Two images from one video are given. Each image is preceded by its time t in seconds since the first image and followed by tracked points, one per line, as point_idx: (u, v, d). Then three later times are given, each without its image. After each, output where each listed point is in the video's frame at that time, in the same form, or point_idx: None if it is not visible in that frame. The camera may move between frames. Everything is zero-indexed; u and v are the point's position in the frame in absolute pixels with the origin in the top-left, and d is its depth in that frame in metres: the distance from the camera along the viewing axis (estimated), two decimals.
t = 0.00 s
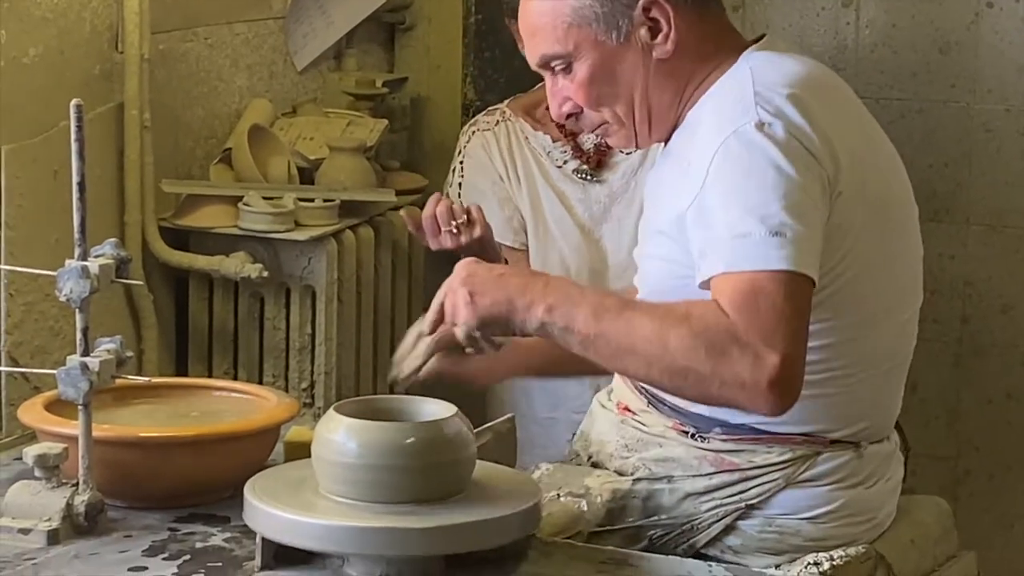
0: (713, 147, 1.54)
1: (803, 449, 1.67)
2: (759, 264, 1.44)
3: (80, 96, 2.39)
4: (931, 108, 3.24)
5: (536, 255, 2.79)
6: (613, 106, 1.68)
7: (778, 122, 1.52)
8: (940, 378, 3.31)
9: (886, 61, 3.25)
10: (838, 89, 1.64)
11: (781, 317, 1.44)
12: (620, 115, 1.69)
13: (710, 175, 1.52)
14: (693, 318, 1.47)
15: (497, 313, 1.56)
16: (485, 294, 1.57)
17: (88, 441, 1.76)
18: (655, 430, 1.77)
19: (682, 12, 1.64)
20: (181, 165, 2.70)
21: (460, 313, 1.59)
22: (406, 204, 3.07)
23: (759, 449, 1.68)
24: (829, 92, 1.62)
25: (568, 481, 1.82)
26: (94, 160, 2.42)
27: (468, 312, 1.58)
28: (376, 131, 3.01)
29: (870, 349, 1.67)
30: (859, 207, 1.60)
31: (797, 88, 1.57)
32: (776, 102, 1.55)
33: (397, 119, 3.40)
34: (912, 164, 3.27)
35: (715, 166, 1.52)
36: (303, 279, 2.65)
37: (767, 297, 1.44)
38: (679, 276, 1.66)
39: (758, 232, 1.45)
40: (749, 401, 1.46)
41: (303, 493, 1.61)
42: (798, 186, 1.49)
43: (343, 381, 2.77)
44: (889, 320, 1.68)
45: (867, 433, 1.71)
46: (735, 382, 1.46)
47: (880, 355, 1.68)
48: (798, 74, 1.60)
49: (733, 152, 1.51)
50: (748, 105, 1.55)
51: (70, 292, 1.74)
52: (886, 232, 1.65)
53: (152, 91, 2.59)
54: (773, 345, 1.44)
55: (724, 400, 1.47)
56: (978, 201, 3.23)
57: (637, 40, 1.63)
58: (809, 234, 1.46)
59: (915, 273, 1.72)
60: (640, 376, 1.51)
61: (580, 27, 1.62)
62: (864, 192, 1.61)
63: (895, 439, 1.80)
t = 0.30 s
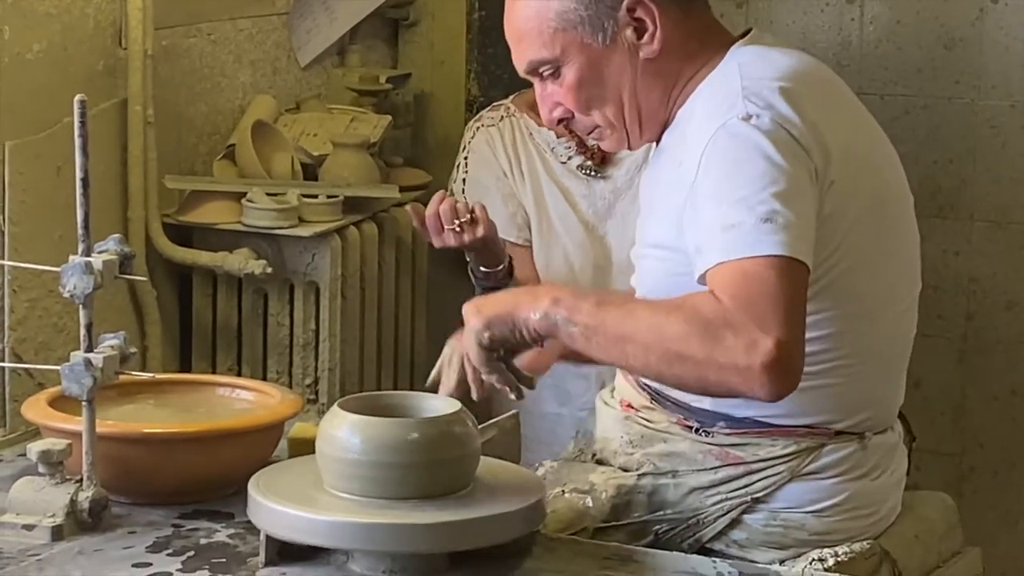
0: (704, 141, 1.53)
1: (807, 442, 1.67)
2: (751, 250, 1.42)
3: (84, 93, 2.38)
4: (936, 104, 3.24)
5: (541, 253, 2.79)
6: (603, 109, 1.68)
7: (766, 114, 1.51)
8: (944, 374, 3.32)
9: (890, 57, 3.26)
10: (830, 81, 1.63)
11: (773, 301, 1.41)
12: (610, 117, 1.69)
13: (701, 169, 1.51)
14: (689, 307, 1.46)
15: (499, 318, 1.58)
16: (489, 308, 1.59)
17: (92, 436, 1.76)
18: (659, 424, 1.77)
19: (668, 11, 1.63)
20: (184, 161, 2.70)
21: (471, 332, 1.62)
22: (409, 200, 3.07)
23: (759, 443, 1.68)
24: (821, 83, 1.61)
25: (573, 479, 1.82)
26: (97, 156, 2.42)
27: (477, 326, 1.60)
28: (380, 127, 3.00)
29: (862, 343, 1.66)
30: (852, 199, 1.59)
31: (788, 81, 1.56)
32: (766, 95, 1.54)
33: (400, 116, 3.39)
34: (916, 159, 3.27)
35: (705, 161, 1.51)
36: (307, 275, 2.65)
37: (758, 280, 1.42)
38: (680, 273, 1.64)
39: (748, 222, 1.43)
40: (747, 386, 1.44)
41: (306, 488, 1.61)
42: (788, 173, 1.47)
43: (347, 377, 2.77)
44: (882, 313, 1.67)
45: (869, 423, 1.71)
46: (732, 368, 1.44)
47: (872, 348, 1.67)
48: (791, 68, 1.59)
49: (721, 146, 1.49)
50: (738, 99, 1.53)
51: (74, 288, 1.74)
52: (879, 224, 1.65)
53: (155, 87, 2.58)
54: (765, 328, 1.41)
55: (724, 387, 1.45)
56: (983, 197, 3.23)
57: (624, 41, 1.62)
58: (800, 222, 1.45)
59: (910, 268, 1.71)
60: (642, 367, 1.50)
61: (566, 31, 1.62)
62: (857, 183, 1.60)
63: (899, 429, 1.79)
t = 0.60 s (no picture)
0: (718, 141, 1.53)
1: (810, 445, 1.67)
2: (756, 255, 1.42)
3: (86, 93, 2.38)
4: (938, 104, 3.24)
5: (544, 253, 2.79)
6: (623, 100, 1.67)
7: (783, 116, 1.51)
8: (947, 374, 3.32)
9: (894, 56, 3.26)
10: (845, 83, 1.62)
11: (774, 307, 1.41)
12: (629, 110, 1.68)
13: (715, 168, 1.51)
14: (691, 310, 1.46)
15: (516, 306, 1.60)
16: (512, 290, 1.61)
17: (94, 437, 1.75)
18: (660, 427, 1.76)
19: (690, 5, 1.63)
20: (187, 161, 2.70)
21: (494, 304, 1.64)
22: (412, 200, 3.06)
23: (760, 446, 1.68)
24: (839, 87, 1.60)
25: (572, 481, 1.80)
26: (100, 156, 2.42)
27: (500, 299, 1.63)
28: (382, 127, 3.00)
29: (869, 346, 1.66)
30: (863, 201, 1.59)
31: (803, 83, 1.56)
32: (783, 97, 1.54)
33: (403, 116, 3.39)
34: (918, 159, 3.27)
35: (719, 160, 1.51)
36: (310, 275, 2.65)
37: (759, 286, 1.42)
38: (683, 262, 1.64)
39: (756, 225, 1.43)
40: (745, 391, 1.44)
41: (308, 489, 1.60)
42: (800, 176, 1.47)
43: (350, 377, 2.77)
44: (891, 316, 1.67)
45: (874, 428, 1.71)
46: (729, 372, 1.44)
47: (879, 351, 1.67)
48: (805, 69, 1.59)
49: (737, 145, 1.49)
50: (755, 100, 1.54)
51: (76, 288, 1.74)
52: (890, 226, 1.65)
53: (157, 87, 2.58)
54: (763, 335, 1.41)
55: (722, 389, 1.46)
56: (986, 196, 3.23)
57: (646, 33, 1.62)
58: (808, 228, 1.45)
59: (922, 271, 1.71)
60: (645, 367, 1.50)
61: (589, 21, 1.61)
62: (869, 186, 1.60)
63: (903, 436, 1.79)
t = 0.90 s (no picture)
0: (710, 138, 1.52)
1: (813, 447, 1.67)
2: (751, 247, 1.42)
3: (86, 94, 2.38)
4: (939, 106, 3.24)
5: (546, 253, 2.78)
6: (610, 116, 1.65)
7: (773, 114, 1.51)
8: (948, 376, 3.31)
9: (895, 58, 3.26)
10: (837, 85, 1.62)
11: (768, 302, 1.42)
12: (618, 124, 1.67)
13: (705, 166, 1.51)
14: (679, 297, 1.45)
15: (481, 294, 1.54)
16: (471, 278, 1.55)
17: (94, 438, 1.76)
18: (661, 432, 1.75)
19: (676, 14, 1.62)
20: (188, 163, 2.70)
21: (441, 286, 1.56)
22: (412, 202, 3.06)
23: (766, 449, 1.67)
24: (831, 87, 1.61)
25: (577, 484, 1.80)
26: (100, 158, 2.42)
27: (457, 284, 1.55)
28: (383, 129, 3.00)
29: (865, 345, 1.66)
30: (853, 200, 1.60)
31: (795, 84, 1.56)
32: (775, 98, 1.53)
33: (404, 117, 3.37)
34: (919, 161, 3.27)
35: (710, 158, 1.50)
36: (311, 276, 2.64)
37: (754, 276, 1.42)
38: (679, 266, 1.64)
39: (750, 219, 1.43)
40: (736, 383, 1.43)
41: (308, 492, 1.60)
42: (790, 171, 1.47)
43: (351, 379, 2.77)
44: (884, 316, 1.66)
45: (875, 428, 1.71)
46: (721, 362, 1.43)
47: (876, 350, 1.67)
48: (797, 70, 1.59)
49: (727, 143, 1.49)
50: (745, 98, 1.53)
51: (76, 290, 1.74)
52: (882, 227, 1.65)
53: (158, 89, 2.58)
54: (759, 323, 1.42)
55: (709, 382, 1.45)
56: (988, 198, 3.23)
57: (632, 47, 1.61)
58: (799, 224, 1.45)
59: (916, 271, 1.71)
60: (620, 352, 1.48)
61: (575, 37, 1.60)
62: (859, 185, 1.60)
63: (904, 432, 1.79)
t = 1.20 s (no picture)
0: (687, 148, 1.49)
1: (810, 451, 1.67)
2: (732, 251, 1.38)
3: (86, 98, 2.38)
4: (939, 111, 3.25)
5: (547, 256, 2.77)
6: (581, 131, 1.64)
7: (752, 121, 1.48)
8: (948, 381, 3.32)
9: (895, 63, 3.26)
10: (818, 91, 1.61)
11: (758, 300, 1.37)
12: (589, 138, 1.65)
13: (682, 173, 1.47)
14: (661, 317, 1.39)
15: (444, 360, 1.44)
16: (434, 345, 1.45)
17: (93, 442, 1.76)
18: (659, 438, 1.75)
19: (647, 33, 1.58)
20: (187, 167, 2.70)
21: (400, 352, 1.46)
22: (412, 206, 3.06)
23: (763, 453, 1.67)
24: (812, 95, 1.59)
25: (577, 492, 1.81)
26: (99, 162, 2.41)
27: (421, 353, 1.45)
28: (383, 133, 3.00)
29: (852, 347, 1.64)
30: (836, 206, 1.57)
31: (775, 91, 1.55)
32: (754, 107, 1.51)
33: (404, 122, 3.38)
34: (918, 166, 3.28)
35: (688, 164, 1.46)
36: (310, 281, 2.64)
37: (736, 281, 1.37)
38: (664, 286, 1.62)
39: (730, 222, 1.38)
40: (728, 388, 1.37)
41: (308, 495, 1.60)
42: (768, 180, 1.43)
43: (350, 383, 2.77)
44: (868, 322, 1.64)
45: (872, 428, 1.70)
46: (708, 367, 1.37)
47: (865, 353, 1.65)
48: (776, 78, 1.57)
49: (706, 150, 1.45)
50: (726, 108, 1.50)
51: (76, 294, 1.74)
52: (867, 234, 1.62)
53: (158, 93, 2.58)
54: (740, 324, 1.36)
55: (696, 393, 1.39)
56: (988, 203, 3.24)
57: (597, 69, 1.58)
58: (778, 226, 1.41)
59: (902, 276, 1.68)
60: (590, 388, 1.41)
61: (539, 60, 1.58)
62: (842, 190, 1.58)
63: (902, 430, 1.79)
